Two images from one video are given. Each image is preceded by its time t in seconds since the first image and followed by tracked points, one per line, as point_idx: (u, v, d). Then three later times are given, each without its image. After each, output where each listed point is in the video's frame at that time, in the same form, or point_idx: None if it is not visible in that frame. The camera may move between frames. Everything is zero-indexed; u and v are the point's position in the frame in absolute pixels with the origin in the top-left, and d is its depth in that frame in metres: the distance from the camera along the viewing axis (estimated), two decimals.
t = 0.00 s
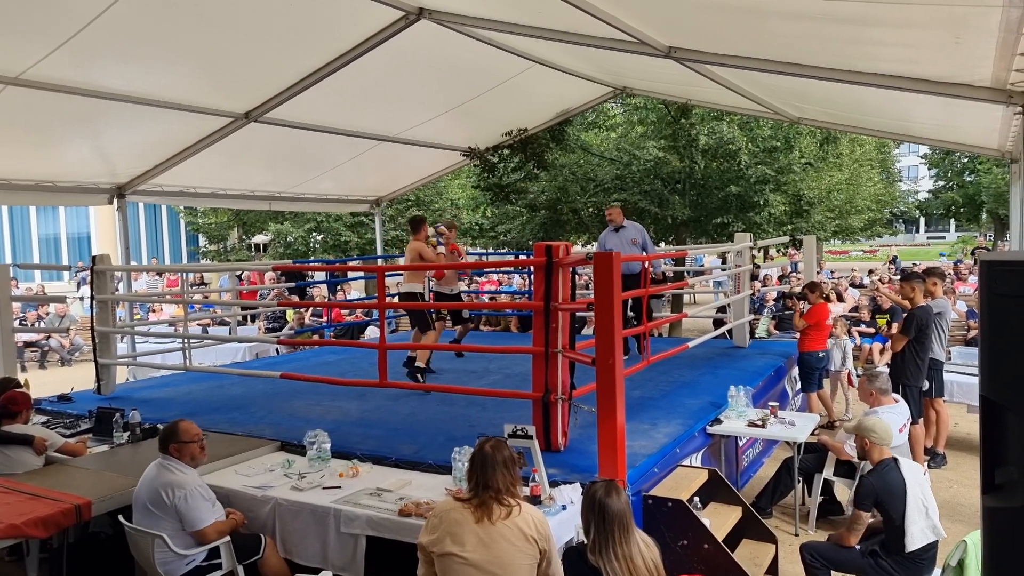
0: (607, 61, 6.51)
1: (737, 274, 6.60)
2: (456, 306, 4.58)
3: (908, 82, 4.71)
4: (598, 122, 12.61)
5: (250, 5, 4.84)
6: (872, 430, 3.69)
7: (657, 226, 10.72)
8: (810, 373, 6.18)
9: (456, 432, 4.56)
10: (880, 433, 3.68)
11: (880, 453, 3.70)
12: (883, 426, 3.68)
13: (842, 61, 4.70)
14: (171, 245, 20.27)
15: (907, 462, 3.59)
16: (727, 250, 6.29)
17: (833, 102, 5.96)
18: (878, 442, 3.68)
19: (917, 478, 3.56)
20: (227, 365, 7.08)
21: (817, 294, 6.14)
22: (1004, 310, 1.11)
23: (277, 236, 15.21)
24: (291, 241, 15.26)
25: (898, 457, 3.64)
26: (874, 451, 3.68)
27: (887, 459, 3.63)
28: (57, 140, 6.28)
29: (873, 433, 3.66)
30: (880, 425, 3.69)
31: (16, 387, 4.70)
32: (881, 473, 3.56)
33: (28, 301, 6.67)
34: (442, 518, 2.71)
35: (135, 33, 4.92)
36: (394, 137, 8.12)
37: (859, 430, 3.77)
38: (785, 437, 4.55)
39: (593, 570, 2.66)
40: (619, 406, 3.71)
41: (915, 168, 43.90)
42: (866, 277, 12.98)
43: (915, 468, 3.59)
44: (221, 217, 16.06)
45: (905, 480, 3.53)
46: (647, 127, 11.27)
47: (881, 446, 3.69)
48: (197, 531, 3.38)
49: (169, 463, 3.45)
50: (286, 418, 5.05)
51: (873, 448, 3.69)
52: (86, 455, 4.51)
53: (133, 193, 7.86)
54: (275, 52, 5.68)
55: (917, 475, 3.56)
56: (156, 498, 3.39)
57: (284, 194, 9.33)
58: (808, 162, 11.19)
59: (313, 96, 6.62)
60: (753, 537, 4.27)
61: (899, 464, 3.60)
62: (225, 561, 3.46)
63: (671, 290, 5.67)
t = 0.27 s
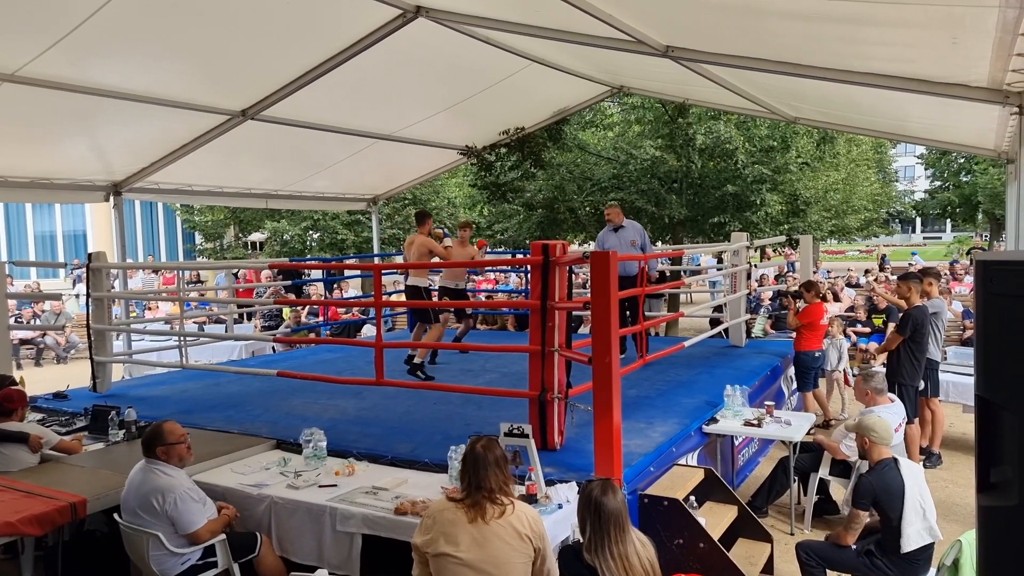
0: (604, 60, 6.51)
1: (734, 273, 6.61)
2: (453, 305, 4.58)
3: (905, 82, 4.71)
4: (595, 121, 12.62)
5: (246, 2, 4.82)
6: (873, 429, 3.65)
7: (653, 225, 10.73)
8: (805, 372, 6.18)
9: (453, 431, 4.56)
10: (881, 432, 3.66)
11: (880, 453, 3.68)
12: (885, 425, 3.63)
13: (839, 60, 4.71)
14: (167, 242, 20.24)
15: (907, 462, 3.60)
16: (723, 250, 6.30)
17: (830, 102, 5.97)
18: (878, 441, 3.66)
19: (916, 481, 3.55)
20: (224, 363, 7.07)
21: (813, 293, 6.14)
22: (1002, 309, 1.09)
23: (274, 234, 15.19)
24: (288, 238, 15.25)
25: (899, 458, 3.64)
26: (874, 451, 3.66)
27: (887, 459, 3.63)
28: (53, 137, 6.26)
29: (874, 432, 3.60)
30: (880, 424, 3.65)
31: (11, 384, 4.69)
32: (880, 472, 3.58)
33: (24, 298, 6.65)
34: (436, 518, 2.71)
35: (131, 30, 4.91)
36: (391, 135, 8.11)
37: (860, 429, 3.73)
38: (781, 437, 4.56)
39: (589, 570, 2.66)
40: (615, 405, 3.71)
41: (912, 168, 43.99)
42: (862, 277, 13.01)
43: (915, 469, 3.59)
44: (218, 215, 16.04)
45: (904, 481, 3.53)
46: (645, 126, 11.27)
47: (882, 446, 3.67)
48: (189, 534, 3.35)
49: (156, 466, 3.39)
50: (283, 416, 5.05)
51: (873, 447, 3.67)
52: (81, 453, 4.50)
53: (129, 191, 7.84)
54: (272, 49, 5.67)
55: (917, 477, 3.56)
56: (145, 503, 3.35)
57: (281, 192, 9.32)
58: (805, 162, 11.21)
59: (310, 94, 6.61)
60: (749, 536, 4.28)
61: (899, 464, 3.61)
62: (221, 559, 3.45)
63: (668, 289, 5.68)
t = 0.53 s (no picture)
0: (604, 58, 6.51)
1: (733, 273, 6.61)
2: (452, 303, 4.57)
3: (905, 81, 4.71)
4: (594, 119, 12.61)
5: None
6: (874, 427, 3.63)
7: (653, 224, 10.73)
8: (801, 372, 6.18)
9: (451, 429, 4.56)
10: (882, 430, 3.63)
11: (882, 452, 3.68)
12: (886, 424, 3.61)
13: (839, 60, 4.71)
14: (166, 240, 20.23)
15: (910, 463, 3.59)
16: (722, 249, 6.30)
17: (830, 102, 5.97)
18: (879, 440, 3.64)
19: (917, 482, 3.54)
20: (222, 360, 7.07)
21: (812, 292, 6.12)
22: (1002, 309, 1.10)
23: (273, 232, 15.18)
24: (286, 236, 15.24)
25: (901, 458, 3.63)
26: (877, 449, 3.66)
27: (890, 459, 3.63)
28: (52, 134, 6.26)
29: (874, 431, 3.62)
30: (881, 422, 3.64)
31: (10, 381, 4.69)
32: (881, 472, 3.57)
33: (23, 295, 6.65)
34: (429, 519, 2.71)
35: (131, 27, 4.91)
36: (391, 133, 8.11)
37: (862, 427, 3.71)
38: (780, 436, 4.56)
39: (588, 569, 2.67)
40: (614, 404, 3.71)
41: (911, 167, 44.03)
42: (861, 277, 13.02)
43: (917, 470, 3.58)
44: (217, 212, 16.03)
45: (905, 482, 3.52)
46: (644, 124, 11.27)
47: (883, 445, 3.67)
48: (186, 536, 3.33)
49: (148, 469, 3.34)
50: (281, 414, 5.05)
51: (875, 445, 3.67)
52: (80, 450, 4.50)
53: (128, 188, 7.83)
54: (272, 47, 5.67)
55: (918, 478, 3.54)
56: (140, 507, 3.31)
57: (280, 189, 9.32)
58: (804, 162, 11.21)
59: (310, 91, 6.60)
60: (747, 535, 4.28)
61: (900, 464, 3.60)
62: (220, 556, 3.47)
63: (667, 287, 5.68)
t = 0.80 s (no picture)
0: (603, 58, 6.52)
1: (732, 273, 6.62)
2: (452, 302, 4.57)
3: (904, 82, 4.72)
4: (594, 120, 12.62)
5: None
6: (871, 430, 3.67)
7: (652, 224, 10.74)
8: (800, 372, 6.20)
9: (451, 429, 4.56)
10: (880, 433, 3.67)
11: (880, 454, 3.70)
12: (883, 426, 3.65)
13: (838, 60, 4.72)
14: (165, 239, 20.22)
15: (909, 465, 3.60)
16: (721, 249, 6.31)
17: (829, 102, 5.98)
18: (877, 442, 3.68)
19: (917, 484, 3.55)
20: (222, 359, 7.07)
21: (811, 293, 6.13)
22: (1001, 309, 1.10)
23: (272, 231, 15.19)
24: (286, 236, 15.25)
25: (899, 460, 3.65)
26: (874, 452, 3.68)
27: (888, 461, 3.65)
28: (51, 133, 6.26)
29: (873, 433, 3.66)
30: (880, 425, 3.69)
31: (9, 380, 4.68)
32: (881, 474, 3.59)
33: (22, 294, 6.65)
34: (422, 520, 2.71)
35: (131, 27, 4.91)
36: (390, 132, 8.11)
37: (860, 429, 3.76)
38: (779, 436, 4.57)
39: (588, 569, 2.67)
40: (614, 404, 3.72)
41: (910, 168, 44.12)
42: (859, 277, 13.04)
43: (916, 471, 3.60)
44: (216, 212, 16.03)
45: (904, 483, 3.54)
46: (643, 125, 11.28)
47: (882, 448, 3.70)
48: (182, 542, 3.30)
49: (142, 475, 3.30)
50: (281, 413, 5.05)
51: (873, 448, 3.70)
52: (79, 449, 4.50)
53: (128, 187, 7.83)
54: (271, 47, 5.67)
55: (918, 480, 3.56)
56: (134, 513, 3.28)
57: (279, 189, 9.32)
58: (803, 162, 11.23)
59: (309, 91, 6.61)
60: (746, 535, 4.29)
61: (899, 466, 3.62)
62: (219, 555, 3.47)
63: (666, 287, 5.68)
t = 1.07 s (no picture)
0: (604, 59, 6.52)
1: (731, 274, 6.62)
2: (452, 302, 4.58)
3: (903, 84, 4.73)
4: (594, 120, 12.63)
5: None
6: (866, 432, 3.74)
7: (652, 225, 10.74)
8: (802, 373, 6.24)
9: (450, 429, 4.57)
10: (875, 436, 3.73)
11: (876, 456, 3.73)
12: (878, 428, 3.74)
13: (838, 62, 4.72)
14: (165, 238, 20.20)
15: (903, 466, 3.63)
16: (721, 250, 6.31)
17: (829, 103, 5.98)
18: (872, 444, 3.73)
19: (911, 484, 3.56)
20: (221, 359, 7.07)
21: (813, 294, 6.15)
22: (1001, 310, 1.10)
23: (272, 230, 15.19)
24: (286, 235, 15.25)
25: (894, 461, 3.68)
26: (869, 454, 3.72)
27: (883, 462, 3.67)
28: (51, 132, 6.26)
29: (868, 435, 3.73)
30: (874, 427, 3.75)
31: (8, 379, 4.68)
32: (876, 475, 3.61)
33: (21, 292, 6.65)
34: (417, 521, 2.71)
35: (132, 26, 4.91)
36: (390, 132, 8.12)
37: (855, 432, 3.84)
38: (778, 437, 4.57)
39: (588, 569, 2.68)
40: (613, 405, 3.72)
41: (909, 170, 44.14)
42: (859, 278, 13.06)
43: (911, 472, 3.63)
44: (216, 211, 16.03)
45: (900, 483, 3.57)
46: (643, 125, 11.28)
47: (877, 450, 3.73)
48: (181, 542, 3.30)
49: (141, 476, 3.30)
50: (280, 413, 5.05)
51: (868, 450, 3.73)
52: (78, 447, 4.50)
53: (128, 186, 7.83)
54: (272, 46, 5.67)
55: (913, 481, 3.58)
56: (134, 515, 3.29)
57: (279, 188, 9.32)
58: (803, 163, 11.24)
59: (310, 91, 6.61)
60: (745, 536, 4.29)
61: (894, 466, 3.64)
62: (218, 554, 3.47)
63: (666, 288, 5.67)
